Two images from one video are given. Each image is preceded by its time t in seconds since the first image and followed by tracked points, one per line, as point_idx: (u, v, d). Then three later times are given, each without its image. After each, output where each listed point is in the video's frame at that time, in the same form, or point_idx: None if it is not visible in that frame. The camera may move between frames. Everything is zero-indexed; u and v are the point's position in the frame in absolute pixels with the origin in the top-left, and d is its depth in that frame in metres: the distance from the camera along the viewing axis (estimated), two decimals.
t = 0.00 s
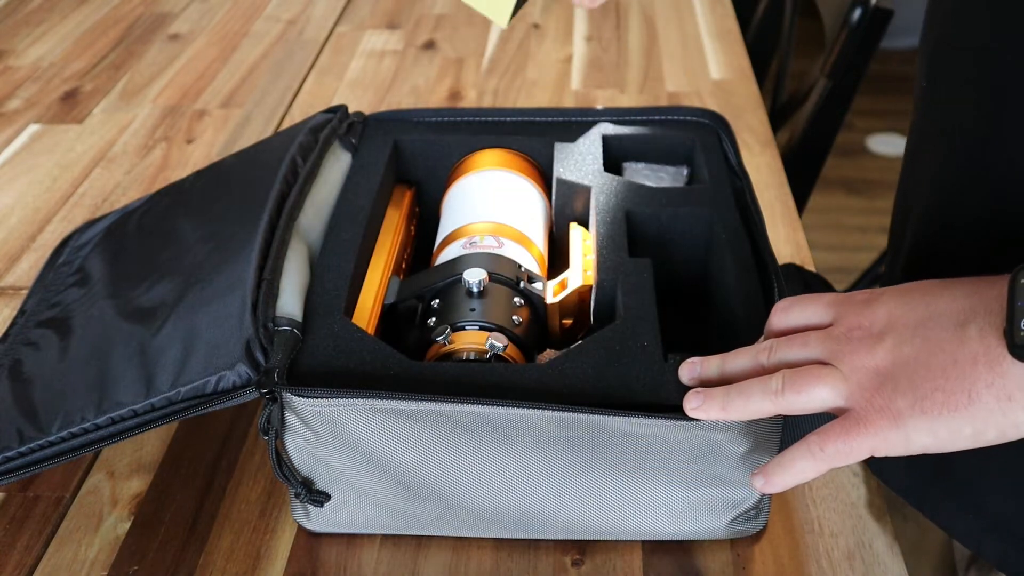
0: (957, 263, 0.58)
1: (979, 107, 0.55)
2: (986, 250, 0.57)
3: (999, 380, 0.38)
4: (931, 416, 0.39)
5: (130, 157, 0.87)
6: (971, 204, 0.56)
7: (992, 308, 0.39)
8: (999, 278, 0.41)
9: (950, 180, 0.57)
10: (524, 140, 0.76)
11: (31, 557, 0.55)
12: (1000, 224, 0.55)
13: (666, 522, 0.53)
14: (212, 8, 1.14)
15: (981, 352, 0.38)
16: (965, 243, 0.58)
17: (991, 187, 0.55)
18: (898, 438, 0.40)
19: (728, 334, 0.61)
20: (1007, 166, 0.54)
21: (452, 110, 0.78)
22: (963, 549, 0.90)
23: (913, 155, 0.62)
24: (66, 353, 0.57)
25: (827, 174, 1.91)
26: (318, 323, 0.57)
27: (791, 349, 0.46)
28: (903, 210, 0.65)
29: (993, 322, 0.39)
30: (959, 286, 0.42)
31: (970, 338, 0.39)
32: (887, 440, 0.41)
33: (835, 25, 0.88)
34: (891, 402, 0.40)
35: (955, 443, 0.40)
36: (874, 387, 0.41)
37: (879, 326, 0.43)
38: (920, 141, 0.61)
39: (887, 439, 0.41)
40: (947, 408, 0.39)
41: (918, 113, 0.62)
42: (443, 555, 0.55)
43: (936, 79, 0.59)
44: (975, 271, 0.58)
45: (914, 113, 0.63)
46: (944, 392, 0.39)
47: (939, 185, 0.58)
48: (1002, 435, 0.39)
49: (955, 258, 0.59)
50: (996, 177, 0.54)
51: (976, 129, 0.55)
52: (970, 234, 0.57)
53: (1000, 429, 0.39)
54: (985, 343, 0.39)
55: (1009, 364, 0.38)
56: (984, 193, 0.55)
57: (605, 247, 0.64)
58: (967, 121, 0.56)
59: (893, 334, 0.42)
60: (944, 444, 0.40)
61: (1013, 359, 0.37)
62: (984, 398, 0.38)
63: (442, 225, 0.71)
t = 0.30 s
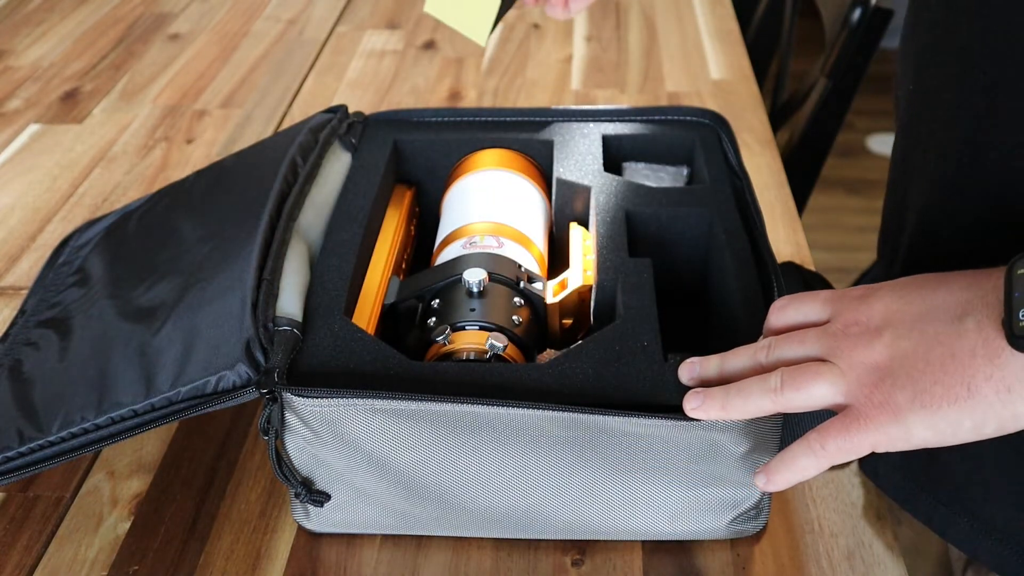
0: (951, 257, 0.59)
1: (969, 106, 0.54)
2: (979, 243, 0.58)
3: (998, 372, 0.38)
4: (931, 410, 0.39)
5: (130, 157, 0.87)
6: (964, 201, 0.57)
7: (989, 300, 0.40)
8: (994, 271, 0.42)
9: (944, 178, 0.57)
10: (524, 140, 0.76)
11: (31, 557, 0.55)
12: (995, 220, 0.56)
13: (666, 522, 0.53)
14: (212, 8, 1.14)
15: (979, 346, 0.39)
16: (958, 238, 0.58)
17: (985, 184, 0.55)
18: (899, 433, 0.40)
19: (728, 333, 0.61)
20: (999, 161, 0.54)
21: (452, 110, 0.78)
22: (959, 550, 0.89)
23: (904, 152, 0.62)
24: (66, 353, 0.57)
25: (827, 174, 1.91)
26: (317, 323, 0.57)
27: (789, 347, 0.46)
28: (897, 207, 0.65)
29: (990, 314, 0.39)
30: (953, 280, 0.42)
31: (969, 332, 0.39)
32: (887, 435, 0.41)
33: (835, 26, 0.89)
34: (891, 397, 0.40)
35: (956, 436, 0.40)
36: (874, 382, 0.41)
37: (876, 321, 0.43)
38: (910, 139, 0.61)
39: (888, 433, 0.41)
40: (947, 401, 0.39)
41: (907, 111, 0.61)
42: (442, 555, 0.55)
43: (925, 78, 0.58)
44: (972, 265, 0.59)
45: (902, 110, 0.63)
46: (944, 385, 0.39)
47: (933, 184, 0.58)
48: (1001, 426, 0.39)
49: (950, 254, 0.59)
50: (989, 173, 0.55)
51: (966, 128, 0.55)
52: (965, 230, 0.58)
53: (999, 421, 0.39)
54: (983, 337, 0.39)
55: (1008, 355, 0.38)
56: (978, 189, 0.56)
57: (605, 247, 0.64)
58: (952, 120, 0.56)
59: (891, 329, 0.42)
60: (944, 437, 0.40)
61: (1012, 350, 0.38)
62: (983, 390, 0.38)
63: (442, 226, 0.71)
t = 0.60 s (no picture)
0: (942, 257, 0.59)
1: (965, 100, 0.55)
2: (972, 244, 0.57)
3: (1000, 365, 0.38)
4: (933, 405, 0.40)
5: (130, 157, 0.87)
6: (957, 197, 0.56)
7: (986, 293, 0.40)
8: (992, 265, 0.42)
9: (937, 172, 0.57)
10: (525, 140, 0.76)
11: (31, 557, 0.55)
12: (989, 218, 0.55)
13: (666, 522, 0.53)
14: (212, 8, 1.14)
15: (980, 339, 0.39)
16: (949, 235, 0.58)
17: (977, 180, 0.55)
18: (902, 429, 0.40)
19: (728, 333, 0.61)
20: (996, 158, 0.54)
21: (452, 110, 0.78)
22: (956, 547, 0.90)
23: (896, 148, 0.62)
24: (65, 353, 0.57)
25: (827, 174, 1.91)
26: (317, 323, 0.57)
27: (788, 345, 0.46)
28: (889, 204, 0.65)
29: (990, 308, 0.39)
30: (950, 275, 0.42)
31: (969, 326, 0.40)
32: (889, 432, 0.41)
33: (835, 26, 0.89)
34: (892, 393, 0.41)
35: (958, 430, 0.40)
36: (874, 379, 0.41)
37: (875, 319, 0.43)
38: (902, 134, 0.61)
39: (891, 430, 0.41)
40: (949, 396, 0.39)
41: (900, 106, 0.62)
42: (442, 555, 0.55)
43: (920, 73, 0.59)
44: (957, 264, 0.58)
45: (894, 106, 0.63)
46: (945, 380, 0.39)
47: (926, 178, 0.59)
48: (1004, 420, 0.39)
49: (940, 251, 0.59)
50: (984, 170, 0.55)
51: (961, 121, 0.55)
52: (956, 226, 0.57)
53: (1002, 415, 0.39)
54: (984, 330, 0.39)
55: (1009, 348, 0.38)
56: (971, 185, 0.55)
57: (605, 247, 0.64)
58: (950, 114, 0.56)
59: (890, 326, 0.42)
60: (947, 432, 0.40)
61: (1013, 344, 0.38)
62: (986, 383, 0.39)
63: (442, 225, 0.71)
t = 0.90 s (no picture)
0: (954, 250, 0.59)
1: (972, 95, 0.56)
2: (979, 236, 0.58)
3: (999, 351, 0.39)
4: (934, 393, 0.40)
5: (130, 157, 0.87)
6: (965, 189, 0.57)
7: (985, 282, 0.40)
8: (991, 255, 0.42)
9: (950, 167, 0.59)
10: (525, 140, 0.76)
11: (31, 557, 0.55)
12: (991, 209, 0.56)
13: (666, 522, 0.53)
14: (212, 8, 1.14)
15: (979, 326, 0.39)
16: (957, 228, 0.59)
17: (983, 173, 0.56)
18: (902, 418, 0.41)
19: (728, 333, 0.61)
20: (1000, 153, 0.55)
21: (453, 110, 0.78)
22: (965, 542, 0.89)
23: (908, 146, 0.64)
24: (65, 353, 0.57)
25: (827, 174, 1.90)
26: (317, 323, 0.57)
27: (786, 340, 0.46)
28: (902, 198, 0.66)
29: (990, 296, 0.40)
30: (945, 266, 0.43)
31: (968, 313, 0.40)
32: (890, 421, 0.41)
33: (835, 26, 0.88)
34: (892, 382, 0.41)
35: (957, 418, 0.40)
36: (874, 369, 0.42)
37: (873, 310, 0.43)
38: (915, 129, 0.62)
39: (891, 419, 0.41)
40: (949, 383, 0.39)
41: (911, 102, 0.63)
42: (443, 555, 0.55)
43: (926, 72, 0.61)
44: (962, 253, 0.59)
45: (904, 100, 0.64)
46: (945, 368, 0.40)
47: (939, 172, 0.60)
48: (1005, 406, 0.40)
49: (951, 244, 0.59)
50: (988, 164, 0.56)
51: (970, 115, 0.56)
52: (965, 219, 0.58)
53: (1003, 401, 0.39)
54: (983, 317, 0.39)
55: (1008, 334, 0.38)
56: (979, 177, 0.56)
57: (605, 247, 0.64)
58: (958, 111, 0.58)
59: (888, 317, 0.42)
60: (949, 420, 0.41)
61: (1012, 329, 0.38)
62: (985, 369, 0.39)
63: (442, 225, 0.71)
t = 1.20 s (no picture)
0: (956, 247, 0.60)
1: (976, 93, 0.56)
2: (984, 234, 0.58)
3: (996, 348, 0.38)
4: (932, 391, 0.40)
5: (130, 157, 0.87)
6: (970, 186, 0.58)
7: (982, 279, 0.40)
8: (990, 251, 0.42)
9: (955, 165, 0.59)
10: (525, 140, 0.76)
11: (31, 557, 0.55)
12: (993, 207, 0.57)
13: (666, 522, 0.53)
14: (212, 8, 1.14)
15: (977, 322, 0.39)
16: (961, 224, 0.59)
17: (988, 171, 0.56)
18: (900, 416, 0.40)
19: (728, 333, 0.61)
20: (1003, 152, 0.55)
21: (453, 109, 0.78)
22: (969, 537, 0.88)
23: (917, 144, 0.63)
24: (65, 353, 0.57)
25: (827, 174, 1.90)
26: (317, 323, 0.57)
27: (785, 338, 0.46)
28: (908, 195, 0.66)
29: (988, 294, 0.39)
30: (943, 262, 0.42)
31: (965, 310, 0.40)
32: (888, 419, 0.41)
33: (835, 26, 0.88)
34: (890, 380, 0.41)
35: (956, 415, 0.40)
36: (871, 367, 0.42)
37: (871, 308, 0.43)
38: (921, 127, 0.63)
39: (888, 417, 0.41)
40: (947, 380, 0.39)
41: (918, 99, 0.63)
42: (443, 555, 0.55)
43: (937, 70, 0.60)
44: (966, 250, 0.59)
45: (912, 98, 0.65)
46: (942, 365, 0.39)
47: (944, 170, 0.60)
48: (1003, 403, 0.39)
49: (955, 241, 0.60)
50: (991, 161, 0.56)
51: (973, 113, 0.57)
52: (971, 216, 0.58)
53: (1001, 398, 0.39)
54: (981, 314, 0.39)
55: (1006, 330, 0.38)
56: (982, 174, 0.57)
57: (605, 247, 0.64)
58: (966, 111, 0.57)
59: (886, 315, 0.42)
60: (948, 416, 0.40)
61: (1009, 325, 0.38)
62: (983, 367, 0.38)
63: (441, 225, 0.71)
